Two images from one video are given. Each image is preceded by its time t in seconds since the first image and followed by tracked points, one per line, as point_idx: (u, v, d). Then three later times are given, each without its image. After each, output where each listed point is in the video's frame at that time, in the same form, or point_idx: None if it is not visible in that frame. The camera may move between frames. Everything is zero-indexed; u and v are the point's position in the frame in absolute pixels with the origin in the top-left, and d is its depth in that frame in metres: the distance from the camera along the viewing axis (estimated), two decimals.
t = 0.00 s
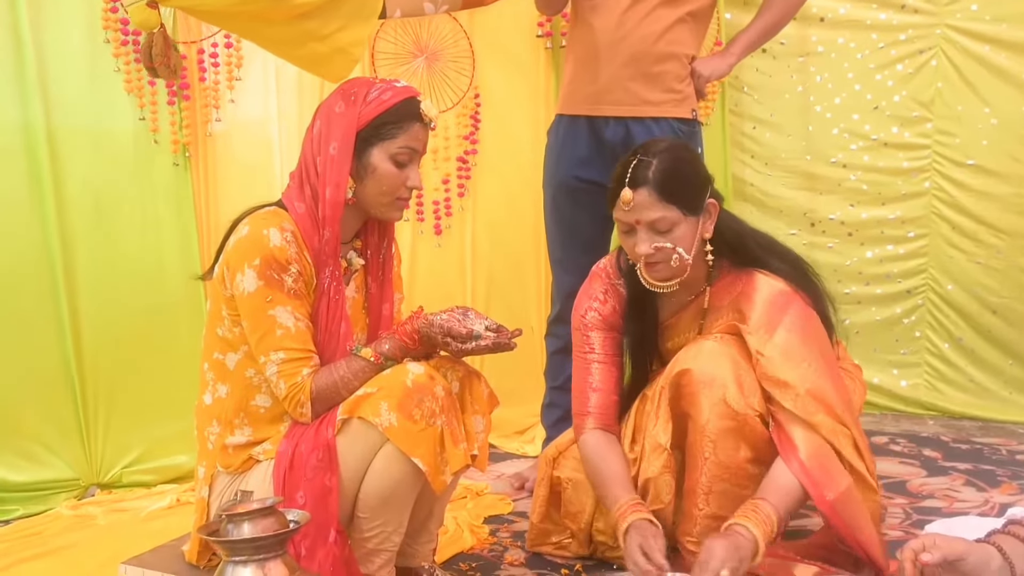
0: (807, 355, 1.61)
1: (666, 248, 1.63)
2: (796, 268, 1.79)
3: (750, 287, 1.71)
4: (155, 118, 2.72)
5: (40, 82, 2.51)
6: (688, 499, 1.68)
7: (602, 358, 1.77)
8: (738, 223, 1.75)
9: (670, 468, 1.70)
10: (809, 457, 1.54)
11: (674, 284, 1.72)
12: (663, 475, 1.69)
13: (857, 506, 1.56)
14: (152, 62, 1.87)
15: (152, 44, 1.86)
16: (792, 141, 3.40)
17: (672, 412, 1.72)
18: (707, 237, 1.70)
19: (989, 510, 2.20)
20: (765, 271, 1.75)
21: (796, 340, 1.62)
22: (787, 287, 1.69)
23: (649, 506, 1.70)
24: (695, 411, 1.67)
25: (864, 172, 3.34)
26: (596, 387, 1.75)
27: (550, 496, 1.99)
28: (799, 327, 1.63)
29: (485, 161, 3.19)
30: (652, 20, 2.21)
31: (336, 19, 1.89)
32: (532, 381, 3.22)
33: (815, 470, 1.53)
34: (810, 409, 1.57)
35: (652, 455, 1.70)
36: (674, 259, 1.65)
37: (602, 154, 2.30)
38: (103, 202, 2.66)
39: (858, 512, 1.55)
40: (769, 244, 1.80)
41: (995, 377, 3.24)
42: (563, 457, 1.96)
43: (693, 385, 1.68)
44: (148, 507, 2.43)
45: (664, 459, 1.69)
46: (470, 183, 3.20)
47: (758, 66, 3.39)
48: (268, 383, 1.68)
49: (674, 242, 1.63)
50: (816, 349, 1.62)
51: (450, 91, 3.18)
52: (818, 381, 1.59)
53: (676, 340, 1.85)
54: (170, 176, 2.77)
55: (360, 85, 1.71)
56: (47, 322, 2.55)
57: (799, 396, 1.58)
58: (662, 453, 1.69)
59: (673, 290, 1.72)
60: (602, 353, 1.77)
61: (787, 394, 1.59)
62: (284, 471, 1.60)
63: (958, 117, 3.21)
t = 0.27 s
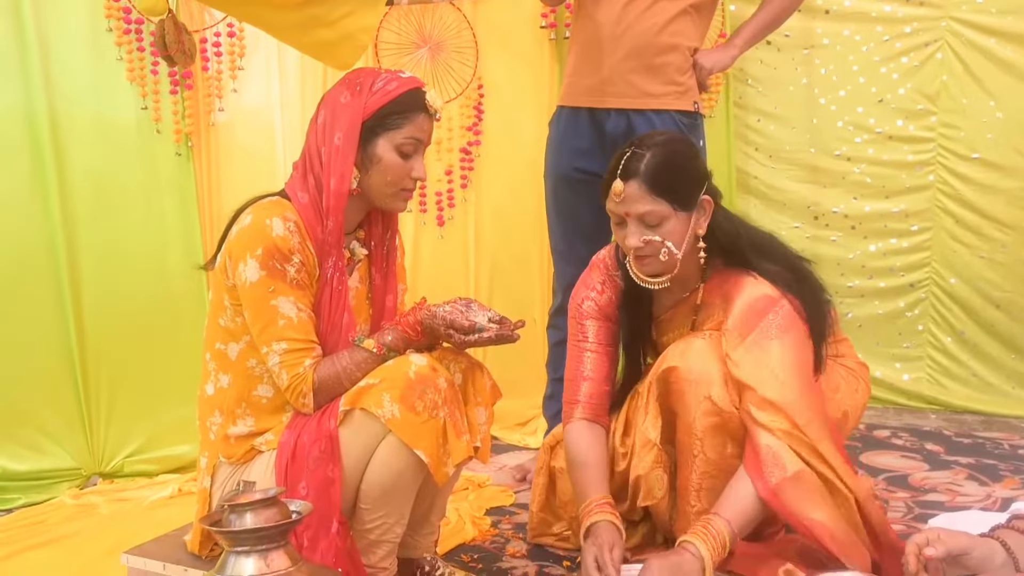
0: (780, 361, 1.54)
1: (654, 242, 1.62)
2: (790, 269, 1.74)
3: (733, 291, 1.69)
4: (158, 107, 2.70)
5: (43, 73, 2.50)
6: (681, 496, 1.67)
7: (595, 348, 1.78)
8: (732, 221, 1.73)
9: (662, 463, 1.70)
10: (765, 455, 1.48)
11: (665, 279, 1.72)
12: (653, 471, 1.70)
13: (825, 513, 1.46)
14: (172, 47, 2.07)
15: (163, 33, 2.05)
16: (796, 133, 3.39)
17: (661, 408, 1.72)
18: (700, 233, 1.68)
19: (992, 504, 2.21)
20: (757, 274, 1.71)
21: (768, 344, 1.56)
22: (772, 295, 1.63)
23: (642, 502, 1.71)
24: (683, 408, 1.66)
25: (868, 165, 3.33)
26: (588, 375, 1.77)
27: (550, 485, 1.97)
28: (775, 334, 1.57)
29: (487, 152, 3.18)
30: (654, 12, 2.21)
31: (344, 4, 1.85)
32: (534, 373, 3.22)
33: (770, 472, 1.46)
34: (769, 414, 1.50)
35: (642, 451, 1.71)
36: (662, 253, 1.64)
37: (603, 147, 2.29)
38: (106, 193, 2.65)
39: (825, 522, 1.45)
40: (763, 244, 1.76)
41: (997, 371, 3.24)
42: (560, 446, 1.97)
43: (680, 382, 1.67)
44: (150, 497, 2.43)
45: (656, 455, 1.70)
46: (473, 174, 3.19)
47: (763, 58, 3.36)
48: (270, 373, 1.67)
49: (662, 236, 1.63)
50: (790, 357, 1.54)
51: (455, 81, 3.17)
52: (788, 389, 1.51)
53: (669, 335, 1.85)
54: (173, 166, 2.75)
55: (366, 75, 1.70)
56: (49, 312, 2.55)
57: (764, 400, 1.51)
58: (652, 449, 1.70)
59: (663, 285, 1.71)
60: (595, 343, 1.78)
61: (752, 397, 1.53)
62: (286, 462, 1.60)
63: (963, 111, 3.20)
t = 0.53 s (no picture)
0: (781, 362, 1.53)
1: (643, 234, 1.61)
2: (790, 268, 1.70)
3: (731, 287, 1.65)
4: (161, 97, 2.70)
5: (46, 61, 2.49)
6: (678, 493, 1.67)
7: (590, 340, 1.83)
8: (730, 217, 1.68)
9: (660, 457, 1.71)
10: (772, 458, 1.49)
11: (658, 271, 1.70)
12: (651, 466, 1.71)
13: (834, 525, 1.46)
14: (143, 36, 1.83)
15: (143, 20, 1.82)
16: (801, 127, 3.38)
17: (658, 402, 1.73)
18: (694, 228, 1.66)
19: (994, 501, 2.21)
20: (753, 271, 1.67)
21: (771, 346, 1.54)
22: (770, 293, 1.60)
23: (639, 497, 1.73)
24: (678, 404, 1.66)
25: (872, 160, 3.33)
26: (580, 366, 1.81)
27: (551, 475, 2.01)
28: (775, 332, 1.56)
29: (491, 144, 3.18)
30: (655, 5, 2.20)
31: None
32: (535, 366, 3.22)
33: (781, 484, 1.47)
34: (774, 419, 1.50)
35: (638, 445, 1.72)
36: (651, 246, 1.62)
37: (603, 140, 2.28)
38: (108, 183, 2.64)
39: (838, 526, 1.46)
40: (763, 240, 1.71)
41: (999, 368, 3.24)
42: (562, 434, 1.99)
43: (676, 378, 1.66)
44: (152, 487, 2.43)
45: (653, 449, 1.71)
46: (477, 167, 3.19)
47: (768, 52, 3.36)
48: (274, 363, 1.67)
49: (652, 229, 1.61)
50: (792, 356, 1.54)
51: (459, 72, 3.15)
52: (791, 390, 1.51)
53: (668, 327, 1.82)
54: (176, 155, 2.76)
55: (375, 67, 1.69)
56: (51, 302, 2.55)
57: (767, 403, 1.51)
58: (649, 443, 1.71)
59: (653, 278, 1.69)
60: (589, 334, 1.83)
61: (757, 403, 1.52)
62: (290, 452, 1.60)
63: (969, 106, 3.19)
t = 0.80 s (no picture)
0: (768, 359, 1.53)
1: (633, 231, 1.60)
2: (782, 269, 1.70)
3: (721, 285, 1.64)
4: (161, 93, 2.69)
5: (46, 58, 2.49)
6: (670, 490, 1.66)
7: (587, 333, 1.85)
8: (721, 216, 1.67)
9: (646, 453, 1.71)
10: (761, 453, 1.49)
11: (648, 268, 1.69)
12: (638, 461, 1.71)
13: (826, 518, 1.45)
14: (140, 37, 2.32)
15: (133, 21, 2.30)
16: (802, 124, 3.39)
17: (645, 398, 1.72)
18: (684, 226, 1.64)
19: (995, 497, 2.21)
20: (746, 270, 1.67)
21: (759, 343, 1.54)
22: (760, 291, 1.60)
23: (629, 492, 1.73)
24: (663, 399, 1.65)
25: (874, 156, 3.33)
26: (577, 357, 1.85)
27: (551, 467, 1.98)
28: (764, 329, 1.55)
29: (492, 141, 3.19)
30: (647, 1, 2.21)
31: None
32: (535, 363, 3.22)
33: (770, 478, 1.48)
34: (763, 416, 1.50)
35: (625, 441, 1.72)
36: (640, 243, 1.61)
37: (597, 136, 2.27)
38: (110, 180, 2.65)
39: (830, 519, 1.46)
40: (757, 240, 1.71)
41: (1001, 364, 3.24)
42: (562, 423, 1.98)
43: (658, 375, 1.65)
44: (153, 483, 2.43)
45: (641, 445, 1.71)
46: (477, 164, 3.19)
47: (768, 48, 3.37)
48: (275, 360, 1.67)
49: (641, 226, 1.60)
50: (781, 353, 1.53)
51: (460, 68, 3.14)
52: (779, 387, 1.51)
53: (662, 323, 1.80)
54: (177, 152, 2.76)
55: (379, 64, 1.69)
56: (51, 301, 2.55)
57: (755, 399, 1.51)
58: (636, 440, 1.71)
59: (643, 274, 1.68)
60: (587, 327, 1.85)
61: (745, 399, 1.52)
62: (291, 449, 1.60)
63: (971, 102, 3.19)
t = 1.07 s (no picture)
0: (716, 375, 1.50)
1: (621, 231, 1.64)
2: (760, 287, 1.65)
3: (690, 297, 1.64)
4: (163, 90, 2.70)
5: (47, 54, 2.49)
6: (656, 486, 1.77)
7: (585, 321, 1.90)
8: (705, 225, 1.68)
9: (628, 450, 1.80)
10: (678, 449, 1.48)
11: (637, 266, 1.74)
12: (621, 457, 1.80)
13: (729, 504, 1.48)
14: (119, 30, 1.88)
15: None
16: (804, 121, 3.41)
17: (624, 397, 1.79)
18: (674, 229, 1.67)
19: (997, 494, 2.21)
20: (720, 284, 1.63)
21: (706, 357, 1.52)
22: (722, 305, 1.58)
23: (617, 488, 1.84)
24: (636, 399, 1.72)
25: (876, 154, 3.33)
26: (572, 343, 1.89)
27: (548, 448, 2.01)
28: (718, 343, 1.53)
29: (494, 137, 3.19)
30: None
31: None
32: (537, 360, 3.23)
33: (681, 465, 1.48)
34: (693, 411, 1.50)
35: (608, 438, 1.80)
36: (628, 243, 1.66)
37: (595, 132, 2.27)
38: (112, 177, 2.65)
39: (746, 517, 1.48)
40: (739, 255, 1.68)
41: (1004, 362, 3.23)
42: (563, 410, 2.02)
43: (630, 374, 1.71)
44: (154, 480, 2.43)
45: (622, 442, 1.80)
46: (479, 161, 3.19)
47: (771, 44, 3.40)
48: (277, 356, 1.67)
49: (630, 226, 1.64)
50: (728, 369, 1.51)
51: (462, 65, 3.14)
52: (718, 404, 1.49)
53: (654, 321, 1.86)
54: (178, 148, 2.76)
55: (383, 61, 1.68)
56: (53, 297, 2.55)
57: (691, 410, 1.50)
58: (617, 437, 1.79)
59: (631, 272, 1.73)
60: (584, 315, 1.90)
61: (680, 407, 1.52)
62: (292, 446, 1.60)
63: (973, 99, 3.18)
